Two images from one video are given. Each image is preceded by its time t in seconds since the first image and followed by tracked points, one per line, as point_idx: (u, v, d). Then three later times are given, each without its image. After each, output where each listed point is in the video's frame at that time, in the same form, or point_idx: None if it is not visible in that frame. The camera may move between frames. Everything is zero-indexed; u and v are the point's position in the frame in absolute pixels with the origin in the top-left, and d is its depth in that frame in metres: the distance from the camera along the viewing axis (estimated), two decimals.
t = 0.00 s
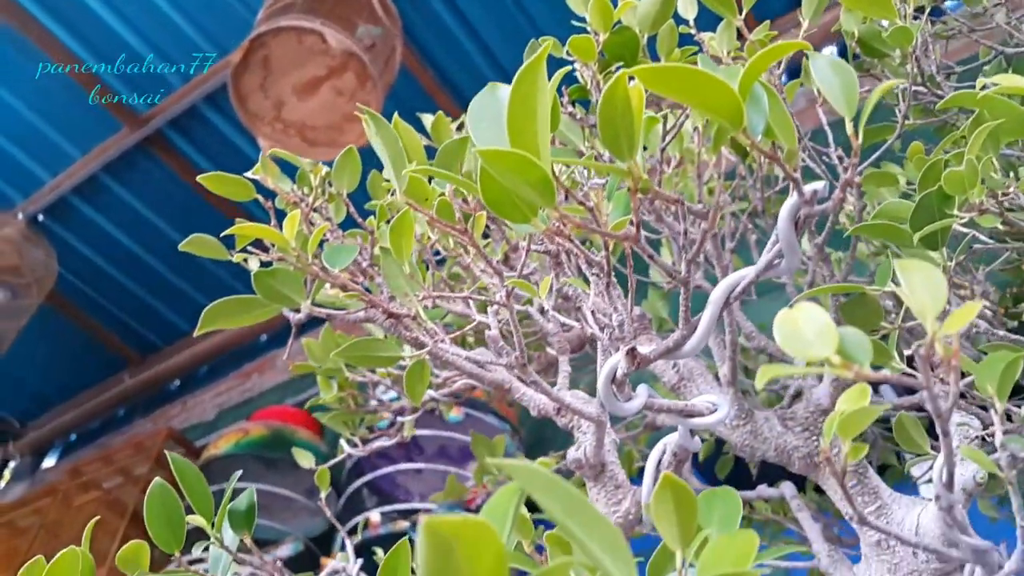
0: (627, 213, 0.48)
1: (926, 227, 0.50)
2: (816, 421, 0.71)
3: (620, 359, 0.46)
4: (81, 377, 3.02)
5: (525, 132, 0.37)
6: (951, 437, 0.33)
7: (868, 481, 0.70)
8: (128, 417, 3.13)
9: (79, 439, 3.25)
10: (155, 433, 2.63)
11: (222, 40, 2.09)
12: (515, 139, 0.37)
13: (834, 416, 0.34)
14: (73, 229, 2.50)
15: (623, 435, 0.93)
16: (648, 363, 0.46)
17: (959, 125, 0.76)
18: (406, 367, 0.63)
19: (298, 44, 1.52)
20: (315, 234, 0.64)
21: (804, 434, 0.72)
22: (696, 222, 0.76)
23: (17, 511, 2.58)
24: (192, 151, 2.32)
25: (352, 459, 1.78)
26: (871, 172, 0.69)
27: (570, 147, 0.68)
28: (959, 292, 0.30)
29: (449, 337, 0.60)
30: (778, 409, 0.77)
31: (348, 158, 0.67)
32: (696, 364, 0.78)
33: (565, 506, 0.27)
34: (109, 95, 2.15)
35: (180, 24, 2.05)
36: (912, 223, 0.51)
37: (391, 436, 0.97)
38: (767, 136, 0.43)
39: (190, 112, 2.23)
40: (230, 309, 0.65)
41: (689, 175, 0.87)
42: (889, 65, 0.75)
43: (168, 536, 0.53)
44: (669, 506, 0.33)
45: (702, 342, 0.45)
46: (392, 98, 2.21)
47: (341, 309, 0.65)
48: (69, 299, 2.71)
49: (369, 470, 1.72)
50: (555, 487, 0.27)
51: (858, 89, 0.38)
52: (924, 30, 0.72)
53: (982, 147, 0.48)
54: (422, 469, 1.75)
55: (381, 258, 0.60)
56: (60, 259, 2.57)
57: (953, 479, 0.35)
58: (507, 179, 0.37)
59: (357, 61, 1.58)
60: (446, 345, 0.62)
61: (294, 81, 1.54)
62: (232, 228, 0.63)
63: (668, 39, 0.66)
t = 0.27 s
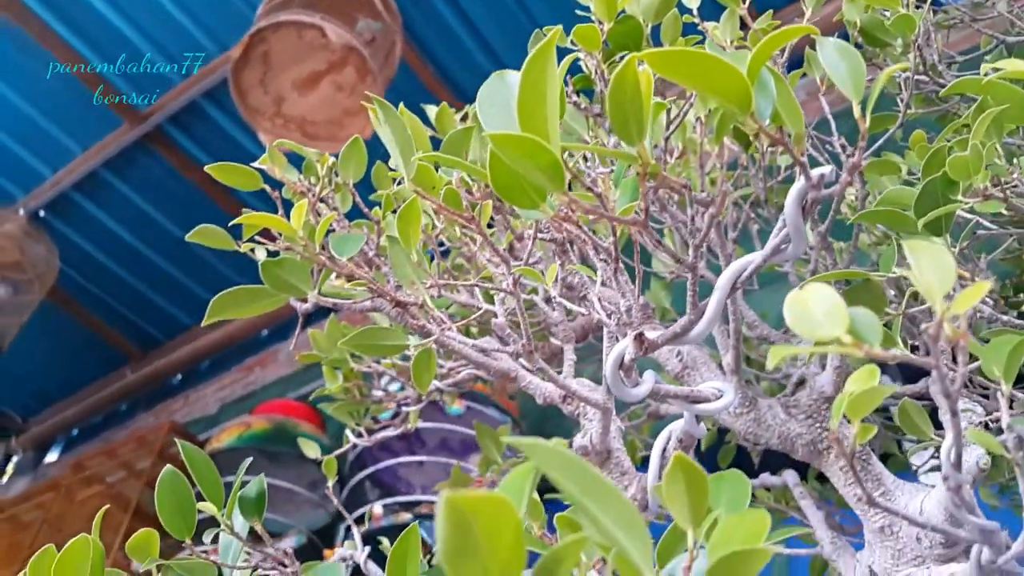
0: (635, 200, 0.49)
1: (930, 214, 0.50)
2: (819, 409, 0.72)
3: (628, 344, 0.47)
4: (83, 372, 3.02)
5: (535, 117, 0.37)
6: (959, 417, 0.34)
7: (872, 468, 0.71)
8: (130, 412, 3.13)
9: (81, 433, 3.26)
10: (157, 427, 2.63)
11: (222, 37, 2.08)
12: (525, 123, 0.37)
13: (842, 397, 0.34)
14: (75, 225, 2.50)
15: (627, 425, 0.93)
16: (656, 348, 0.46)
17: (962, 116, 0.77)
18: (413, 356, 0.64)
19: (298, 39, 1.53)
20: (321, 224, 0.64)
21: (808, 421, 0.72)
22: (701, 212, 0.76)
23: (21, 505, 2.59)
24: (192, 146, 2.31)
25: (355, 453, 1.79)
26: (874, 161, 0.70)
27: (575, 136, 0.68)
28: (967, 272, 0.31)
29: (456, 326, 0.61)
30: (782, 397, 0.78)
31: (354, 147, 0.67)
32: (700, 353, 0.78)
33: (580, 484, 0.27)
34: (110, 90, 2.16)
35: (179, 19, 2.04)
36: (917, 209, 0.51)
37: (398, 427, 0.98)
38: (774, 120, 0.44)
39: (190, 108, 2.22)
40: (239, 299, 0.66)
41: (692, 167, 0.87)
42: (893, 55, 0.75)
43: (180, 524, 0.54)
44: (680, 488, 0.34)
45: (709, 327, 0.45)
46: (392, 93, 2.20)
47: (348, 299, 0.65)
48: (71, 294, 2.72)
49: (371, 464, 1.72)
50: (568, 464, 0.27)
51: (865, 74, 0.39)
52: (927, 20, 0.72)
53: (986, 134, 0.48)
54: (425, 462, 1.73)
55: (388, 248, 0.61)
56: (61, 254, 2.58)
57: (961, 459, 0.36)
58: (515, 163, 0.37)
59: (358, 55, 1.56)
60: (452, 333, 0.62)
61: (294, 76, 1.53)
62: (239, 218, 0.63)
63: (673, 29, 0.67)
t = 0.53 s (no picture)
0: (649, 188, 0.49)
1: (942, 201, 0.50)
2: (828, 399, 0.72)
3: (643, 332, 0.47)
4: (85, 368, 3.02)
5: (553, 100, 0.37)
6: (978, 398, 0.34)
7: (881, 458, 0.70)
8: (133, 408, 3.13)
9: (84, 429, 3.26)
10: (160, 423, 2.63)
11: (223, 32, 2.08)
12: (542, 106, 0.37)
13: (861, 382, 0.34)
14: (77, 221, 2.50)
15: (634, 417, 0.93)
16: (670, 336, 0.47)
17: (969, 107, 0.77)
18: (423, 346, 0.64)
19: (299, 36, 1.49)
20: (333, 214, 0.64)
21: (817, 411, 0.72)
22: (708, 204, 0.76)
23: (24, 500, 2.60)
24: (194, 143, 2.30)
25: (358, 447, 1.79)
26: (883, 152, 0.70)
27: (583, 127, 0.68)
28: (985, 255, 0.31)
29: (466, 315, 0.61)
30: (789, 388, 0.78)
31: (364, 139, 0.67)
32: (708, 344, 0.78)
33: (604, 464, 0.27)
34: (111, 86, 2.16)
35: (180, 15, 2.04)
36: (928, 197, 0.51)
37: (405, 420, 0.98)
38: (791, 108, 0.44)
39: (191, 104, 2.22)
40: (249, 290, 0.65)
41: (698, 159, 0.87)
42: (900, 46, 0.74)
43: (192, 509, 0.54)
44: (700, 473, 0.34)
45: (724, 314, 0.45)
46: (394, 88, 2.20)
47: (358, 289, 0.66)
48: (73, 290, 2.72)
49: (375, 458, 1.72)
50: (594, 445, 0.27)
51: (883, 59, 0.39)
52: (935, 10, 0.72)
53: (999, 122, 0.48)
54: (427, 457, 1.71)
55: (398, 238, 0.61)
56: (64, 250, 2.57)
57: (980, 443, 0.36)
58: (534, 150, 0.37)
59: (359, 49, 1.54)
60: (462, 323, 0.63)
61: (296, 72, 1.52)
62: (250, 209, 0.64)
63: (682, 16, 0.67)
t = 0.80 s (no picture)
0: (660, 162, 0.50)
1: (949, 180, 0.51)
2: (832, 382, 0.73)
3: (654, 308, 0.47)
4: (86, 361, 3.02)
5: (567, 73, 0.38)
6: (986, 366, 0.34)
7: (885, 441, 0.70)
8: (133, 401, 3.13)
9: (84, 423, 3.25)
10: (162, 416, 2.63)
11: (224, 25, 2.07)
12: (557, 78, 0.38)
13: (872, 349, 0.34)
14: (78, 214, 2.50)
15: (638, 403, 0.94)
16: (680, 311, 0.47)
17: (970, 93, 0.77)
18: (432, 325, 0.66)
19: (301, 28, 1.48)
20: (342, 196, 0.65)
21: (821, 395, 0.73)
22: (715, 189, 0.76)
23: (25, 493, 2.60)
24: (196, 137, 2.30)
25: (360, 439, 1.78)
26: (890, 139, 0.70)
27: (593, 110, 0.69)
28: (994, 223, 0.31)
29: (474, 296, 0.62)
30: (794, 372, 0.79)
31: (373, 122, 0.67)
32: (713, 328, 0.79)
33: (623, 423, 0.28)
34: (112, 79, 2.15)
35: (181, 7, 2.03)
36: (935, 175, 0.52)
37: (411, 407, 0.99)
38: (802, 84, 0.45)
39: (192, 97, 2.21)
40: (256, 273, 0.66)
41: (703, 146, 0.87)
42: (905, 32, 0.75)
43: (204, 484, 0.55)
44: (713, 438, 0.34)
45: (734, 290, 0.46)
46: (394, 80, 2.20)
47: (368, 271, 0.66)
48: (73, 283, 2.72)
49: (377, 449, 1.72)
50: (613, 404, 0.28)
51: (895, 33, 0.41)
52: None
53: (1005, 100, 0.49)
54: (428, 449, 1.70)
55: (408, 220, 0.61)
56: (64, 243, 2.57)
57: (987, 411, 0.36)
58: (549, 123, 0.38)
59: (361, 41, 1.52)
60: (471, 305, 0.63)
61: (297, 65, 1.52)
62: (261, 190, 0.64)
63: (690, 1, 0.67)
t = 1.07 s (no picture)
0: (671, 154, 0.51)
1: (958, 171, 0.51)
2: (838, 374, 0.73)
3: (664, 298, 0.48)
4: (86, 357, 3.02)
5: (581, 62, 0.38)
6: (999, 353, 0.35)
7: (890, 434, 0.70)
8: (133, 397, 3.12)
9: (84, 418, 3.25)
10: (163, 411, 2.62)
11: (226, 20, 2.08)
12: (572, 67, 0.38)
13: (884, 336, 0.35)
14: (79, 210, 2.49)
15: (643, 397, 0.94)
16: (690, 301, 0.47)
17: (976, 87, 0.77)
18: (442, 317, 0.67)
19: (302, 23, 1.47)
20: (351, 188, 0.65)
21: (826, 387, 0.73)
22: (723, 183, 0.76)
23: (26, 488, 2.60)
24: (197, 132, 2.29)
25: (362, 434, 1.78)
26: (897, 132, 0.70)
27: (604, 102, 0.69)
28: (1006, 210, 0.32)
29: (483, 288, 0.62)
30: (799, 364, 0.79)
31: (381, 114, 0.68)
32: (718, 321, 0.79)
33: (641, 408, 0.28)
34: (112, 75, 2.15)
35: (182, 3, 2.03)
36: (943, 166, 0.52)
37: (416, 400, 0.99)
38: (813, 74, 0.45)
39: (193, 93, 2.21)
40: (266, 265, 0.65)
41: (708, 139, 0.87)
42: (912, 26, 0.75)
43: (213, 473, 0.55)
44: (727, 425, 0.34)
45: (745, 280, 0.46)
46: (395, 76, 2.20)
47: (375, 263, 0.67)
48: (74, 279, 2.71)
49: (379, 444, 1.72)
50: (632, 390, 0.28)
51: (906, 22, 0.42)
52: None
53: (1014, 92, 0.49)
54: (430, 444, 1.70)
55: (418, 212, 0.62)
56: (65, 238, 2.57)
57: (997, 399, 0.37)
58: (562, 112, 0.38)
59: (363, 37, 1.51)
60: (479, 297, 0.64)
61: (299, 60, 1.51)
62: (269, 182, 0.64)
63: None
